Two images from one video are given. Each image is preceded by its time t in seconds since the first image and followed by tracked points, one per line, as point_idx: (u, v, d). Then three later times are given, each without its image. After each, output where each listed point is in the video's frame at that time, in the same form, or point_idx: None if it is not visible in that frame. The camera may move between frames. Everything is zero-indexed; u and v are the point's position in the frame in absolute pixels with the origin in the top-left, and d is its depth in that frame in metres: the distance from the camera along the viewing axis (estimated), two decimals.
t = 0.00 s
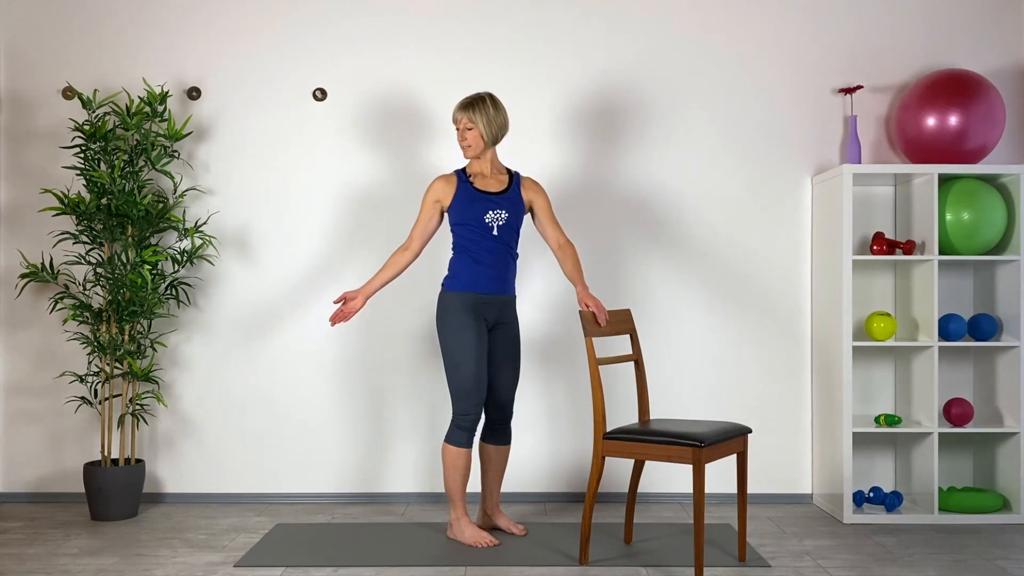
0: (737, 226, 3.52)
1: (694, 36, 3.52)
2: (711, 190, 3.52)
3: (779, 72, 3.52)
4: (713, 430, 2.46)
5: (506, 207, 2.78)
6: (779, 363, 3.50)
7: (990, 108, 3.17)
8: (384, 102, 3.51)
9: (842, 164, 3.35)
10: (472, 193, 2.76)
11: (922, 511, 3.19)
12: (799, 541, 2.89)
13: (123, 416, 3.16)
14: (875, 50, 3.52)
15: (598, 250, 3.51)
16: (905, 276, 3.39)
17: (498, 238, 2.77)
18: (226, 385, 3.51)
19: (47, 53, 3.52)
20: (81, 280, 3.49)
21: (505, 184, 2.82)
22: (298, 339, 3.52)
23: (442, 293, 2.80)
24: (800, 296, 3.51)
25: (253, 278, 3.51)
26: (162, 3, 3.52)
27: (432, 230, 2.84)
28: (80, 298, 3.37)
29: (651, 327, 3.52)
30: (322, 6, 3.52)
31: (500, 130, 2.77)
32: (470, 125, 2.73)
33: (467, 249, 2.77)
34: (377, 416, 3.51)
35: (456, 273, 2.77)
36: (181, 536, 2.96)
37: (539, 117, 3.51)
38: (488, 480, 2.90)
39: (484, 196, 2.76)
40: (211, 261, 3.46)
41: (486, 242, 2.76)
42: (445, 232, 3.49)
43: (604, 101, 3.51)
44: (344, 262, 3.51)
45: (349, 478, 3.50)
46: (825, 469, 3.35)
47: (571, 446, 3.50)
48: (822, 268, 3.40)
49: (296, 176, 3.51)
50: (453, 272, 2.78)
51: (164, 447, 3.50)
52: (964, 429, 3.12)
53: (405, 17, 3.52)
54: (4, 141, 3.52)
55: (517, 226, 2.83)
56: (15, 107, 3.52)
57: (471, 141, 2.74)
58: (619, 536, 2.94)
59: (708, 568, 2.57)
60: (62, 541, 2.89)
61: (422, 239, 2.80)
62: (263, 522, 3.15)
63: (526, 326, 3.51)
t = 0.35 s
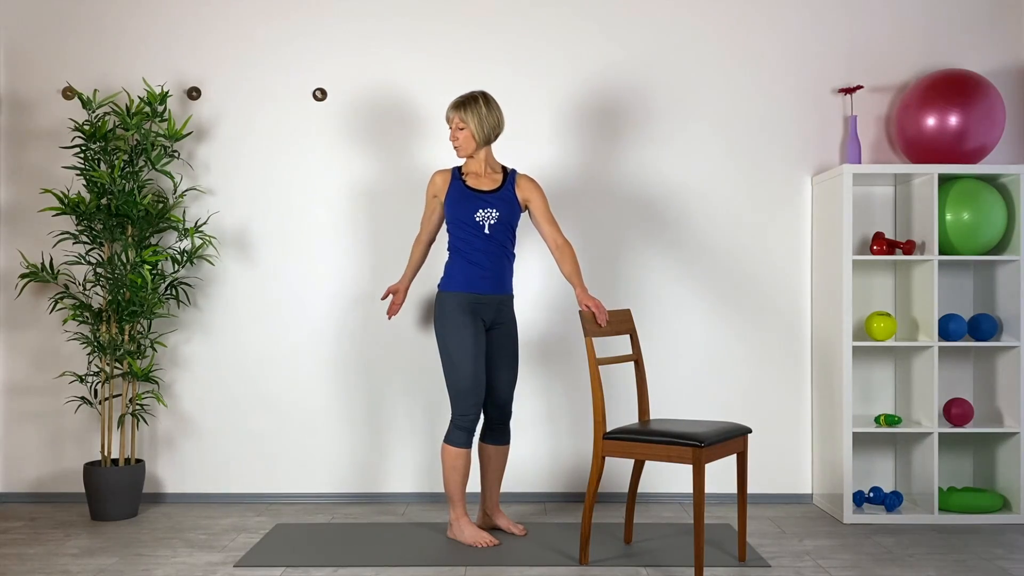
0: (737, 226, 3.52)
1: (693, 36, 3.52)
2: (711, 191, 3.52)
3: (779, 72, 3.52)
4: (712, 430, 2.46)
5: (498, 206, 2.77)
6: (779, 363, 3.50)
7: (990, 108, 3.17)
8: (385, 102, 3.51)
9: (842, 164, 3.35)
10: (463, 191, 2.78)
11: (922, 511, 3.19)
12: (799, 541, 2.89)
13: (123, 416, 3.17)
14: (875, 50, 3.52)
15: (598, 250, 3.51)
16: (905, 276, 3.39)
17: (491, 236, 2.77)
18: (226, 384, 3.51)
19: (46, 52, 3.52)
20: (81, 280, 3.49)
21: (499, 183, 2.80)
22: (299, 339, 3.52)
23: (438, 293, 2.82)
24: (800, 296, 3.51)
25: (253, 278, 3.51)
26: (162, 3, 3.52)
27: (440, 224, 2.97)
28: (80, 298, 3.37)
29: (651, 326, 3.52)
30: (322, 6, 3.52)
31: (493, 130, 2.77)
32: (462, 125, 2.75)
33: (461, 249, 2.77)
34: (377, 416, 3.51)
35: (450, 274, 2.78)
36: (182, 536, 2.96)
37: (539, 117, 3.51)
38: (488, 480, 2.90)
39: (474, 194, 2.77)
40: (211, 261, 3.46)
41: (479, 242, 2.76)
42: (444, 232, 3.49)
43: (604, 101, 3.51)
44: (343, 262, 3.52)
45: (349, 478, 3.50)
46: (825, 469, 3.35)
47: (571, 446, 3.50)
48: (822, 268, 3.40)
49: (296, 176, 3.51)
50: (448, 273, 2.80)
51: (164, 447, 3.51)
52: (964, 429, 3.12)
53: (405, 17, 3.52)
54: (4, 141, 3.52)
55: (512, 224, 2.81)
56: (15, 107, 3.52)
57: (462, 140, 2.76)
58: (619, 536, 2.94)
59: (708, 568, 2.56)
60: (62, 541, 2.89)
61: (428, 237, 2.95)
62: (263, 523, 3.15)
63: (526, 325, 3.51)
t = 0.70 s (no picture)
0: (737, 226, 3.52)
1: (693, 36, 3.52)
2: (711, 191, 3.52)
3: (779, 72, 3.52)
4: (712, 430, 2.46)
5: (499, 206, 2.78)
6: (780, 363, 3.50)
7: (990, 108, 3.17)
8: (384, 102, 3.51)
9: (842, 164, 3.35)
10: (462, 192, 2.77)
11: (922, 511, 3.19)
12: (799, 541, 2.89)
13: (123, 416, 3.16)
14: (875, 49, 3.52)
15: (598, 250, 3.51)
16: (905, 276, 3.39)
17: (491, 236, 2.77)
18: (226, 384, 3.51)
19: (46, 52, 3.52)
20: (81, 280, 3.49)
21: (496, 182, 2.81)
22: (299, 339, 3.52)
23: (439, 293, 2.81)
24: (800, 296, 3.51)
25: (253, 278, 3.51)
26: (162, 3, 3.52)
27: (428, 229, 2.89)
28: (80, 298, 3.37)
29: (651, 326, 3.52)
30: (322, 6, 3.52)
31: (496, 130, 2.79)
32: (467, 119, 2.75)
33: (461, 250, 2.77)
34: (377, 417, 3.51)
35: (451, 274, 2.78)
36: (182, 536, 2.96)
37: (539, 117, 3.50)
38: (488, 480, 2.90)
39: (474, 195, 2.76)
40: (211, 261, 3.46)
41: (480, 242, 2.76)
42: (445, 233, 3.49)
43: (604, 102, 3.51)
44: (344, 262, 3.51)
45: (349, 478, 3.50)
46: (825, 469, 3.35)
47: (571, 446, 3.50)
48: (822, 268, 3.40)
49: (296, 176, 3.51)
50: (448, 273, 2.79)
51: (164, 447, 3.51)
52: (964, 429, 3.12)
53: (404, 17, 3.52)
54: (4, 141, 3.52)
55: (511, 223, 2.82)
56: (15, 107, 3.52)
57: (465, 135, 2.74)
58: (619, 536, 2.94)
59: (708, 568, 2.57)
60: (62, 541, 2.89)
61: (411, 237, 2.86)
62: (263, 523, 3.15)
63: (526, 325, 3.51)
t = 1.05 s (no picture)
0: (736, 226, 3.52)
1: (693, 36, 3.52)
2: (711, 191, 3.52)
3: (779, 72, 3.52)
4: (712, 430, 2.45)
5: (506, 207, 2.81)
6: (780, 363, 3.50)
7: (990, 108, 3.17)
8: (384, 102, 3.51)
9: (842, 164, 3.35)
10: (472, 193, 2.76)
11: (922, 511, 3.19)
12: (799, 541, 2.89)
13: (123, 416, 3.16)
14: (875, 49, 3.52)
15: (598, 251, 3.51)
16: (905, 276, 3.39)
17: (497, 237, 2.78)
18: (226, 385, 3.51)
19: (47, 52, 3.52)
20: (81, 280, 3.49)
21: (498, 185, 2.85)
22: (299, 339, 3.52)
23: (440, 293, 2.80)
24: (800, 296, 3.51)
25: (253, 279, 3.51)
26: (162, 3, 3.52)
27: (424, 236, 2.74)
28: (80, 298, 3.37)
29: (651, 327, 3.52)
30: (322, 6, 3.52)
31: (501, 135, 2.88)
32: (493, 122, 2.78)
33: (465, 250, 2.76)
34: (377, 417, 3.51)
35: (453, 271, 2.77)
36: (182, 536, 2.96)
37: (539, 117, 3.50)
38: (488, 480, 2.90)
39: (483, 196, 2.77)
40: (211, 261, 3.46)
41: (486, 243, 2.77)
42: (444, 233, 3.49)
43: (604, 102, 3.51)
44: (344, 262, 3.51)
45: (349, 478, 3.50)
46: (825, 469, 3.35)
47: (571, 447, 3.50)
48: (822, 268, 3.40)
49: (296, 176, 3.51)
50: (450, 273, 2.78)
51: (164, 447, 3.50)
52: (964, 429, 3.12)
53: (405, 17, 3.52)
54: (4, 141, 3.52)
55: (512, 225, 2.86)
56: (15, 107, 3.52)
57: (491, 138, 2.78)
58: (619, 536, 2.94)
59: (708, 568, 2.56)
60: (62, 541, 2.89)
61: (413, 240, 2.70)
62: (263, 523, 3.15)
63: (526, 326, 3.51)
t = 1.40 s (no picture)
0: (736, 226, 3.52)
1: (693, 36, 3.52)
2: (711, 191, 3.52)
3: (780, 72, 3.52)
4: (712, 430, 2.46)
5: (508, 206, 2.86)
6: (780, 363, 3.50)
7: (990, 108, 3.17)
8: (384, 103, 3.51)
9: (842, 164, 3.35)
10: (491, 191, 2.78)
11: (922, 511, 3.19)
12: (799, 541, 2.89)
13: (123, 416, 3.16)
14: (875, 49, 3.52)
15: (597, 251, 3.51)
16: (905, 276, 3.39)
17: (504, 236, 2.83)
18: (226, 385, 3.51)
19: (46, 52, 3.52)
20: (81, 280, 3.49)
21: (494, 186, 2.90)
22: (298, 339, 3.52)
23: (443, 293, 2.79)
24: (800, 296, 3.51)
25: (252, 278, 3.51)
26: (162, 3, 3.52)
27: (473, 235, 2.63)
28: (80, 298, 3.37)
29: (651, 327, 3.52)
30: (322, 6, 3.52)
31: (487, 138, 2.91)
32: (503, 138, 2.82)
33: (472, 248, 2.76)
34: (377, 416, 3.51)
35: (457, 270, 2.76)
36: (182, 536, 2.96)
37: (539, 116, 3.50)
38: (488, 480, 2.90)
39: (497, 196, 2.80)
40: (211, 261, 3.46)
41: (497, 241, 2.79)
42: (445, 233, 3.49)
43: (604, 102, 3.51)
44: (343, 262, 3.51)
45: (349, 477, 3.50)
46: (825, 469, 3.35)
47: (571, 446, 3.50)
48: (822, 268, 3.40)
49: (296, 176, 3.51)
50: (455, 273, 2.77)
51: (164, 447, 3.51)
52: (964, 429, 3.12)
53: (404, 17, 3.52)
54: (4, 141, 3.52)
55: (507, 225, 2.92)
56: (15, 107, 3.52)
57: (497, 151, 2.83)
58: (619, 536, 2.94)
59: (708, 568, 2.56)
60: (62, 541, 2.89)
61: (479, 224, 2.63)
62: (263, 523, 3.15)
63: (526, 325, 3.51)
